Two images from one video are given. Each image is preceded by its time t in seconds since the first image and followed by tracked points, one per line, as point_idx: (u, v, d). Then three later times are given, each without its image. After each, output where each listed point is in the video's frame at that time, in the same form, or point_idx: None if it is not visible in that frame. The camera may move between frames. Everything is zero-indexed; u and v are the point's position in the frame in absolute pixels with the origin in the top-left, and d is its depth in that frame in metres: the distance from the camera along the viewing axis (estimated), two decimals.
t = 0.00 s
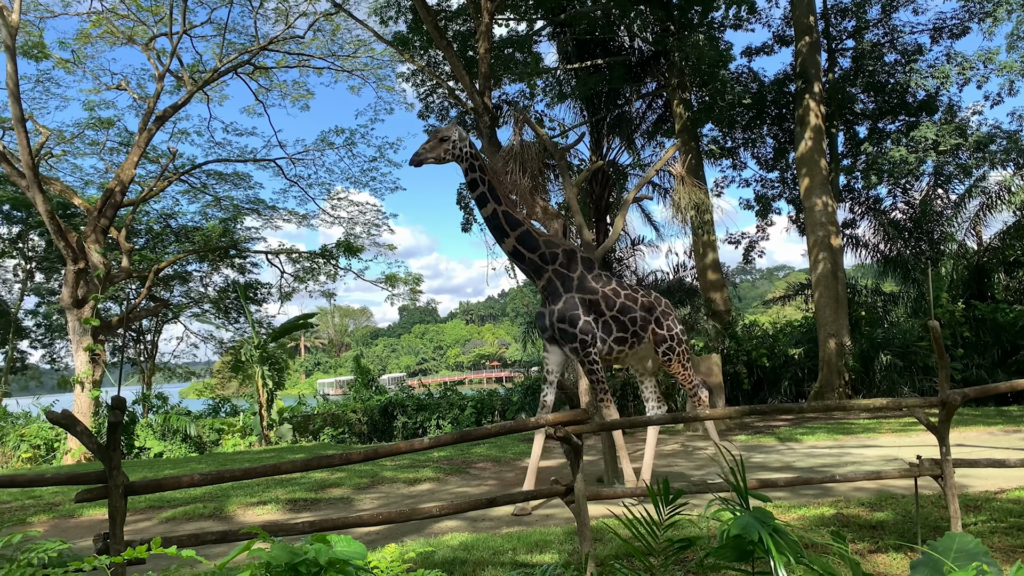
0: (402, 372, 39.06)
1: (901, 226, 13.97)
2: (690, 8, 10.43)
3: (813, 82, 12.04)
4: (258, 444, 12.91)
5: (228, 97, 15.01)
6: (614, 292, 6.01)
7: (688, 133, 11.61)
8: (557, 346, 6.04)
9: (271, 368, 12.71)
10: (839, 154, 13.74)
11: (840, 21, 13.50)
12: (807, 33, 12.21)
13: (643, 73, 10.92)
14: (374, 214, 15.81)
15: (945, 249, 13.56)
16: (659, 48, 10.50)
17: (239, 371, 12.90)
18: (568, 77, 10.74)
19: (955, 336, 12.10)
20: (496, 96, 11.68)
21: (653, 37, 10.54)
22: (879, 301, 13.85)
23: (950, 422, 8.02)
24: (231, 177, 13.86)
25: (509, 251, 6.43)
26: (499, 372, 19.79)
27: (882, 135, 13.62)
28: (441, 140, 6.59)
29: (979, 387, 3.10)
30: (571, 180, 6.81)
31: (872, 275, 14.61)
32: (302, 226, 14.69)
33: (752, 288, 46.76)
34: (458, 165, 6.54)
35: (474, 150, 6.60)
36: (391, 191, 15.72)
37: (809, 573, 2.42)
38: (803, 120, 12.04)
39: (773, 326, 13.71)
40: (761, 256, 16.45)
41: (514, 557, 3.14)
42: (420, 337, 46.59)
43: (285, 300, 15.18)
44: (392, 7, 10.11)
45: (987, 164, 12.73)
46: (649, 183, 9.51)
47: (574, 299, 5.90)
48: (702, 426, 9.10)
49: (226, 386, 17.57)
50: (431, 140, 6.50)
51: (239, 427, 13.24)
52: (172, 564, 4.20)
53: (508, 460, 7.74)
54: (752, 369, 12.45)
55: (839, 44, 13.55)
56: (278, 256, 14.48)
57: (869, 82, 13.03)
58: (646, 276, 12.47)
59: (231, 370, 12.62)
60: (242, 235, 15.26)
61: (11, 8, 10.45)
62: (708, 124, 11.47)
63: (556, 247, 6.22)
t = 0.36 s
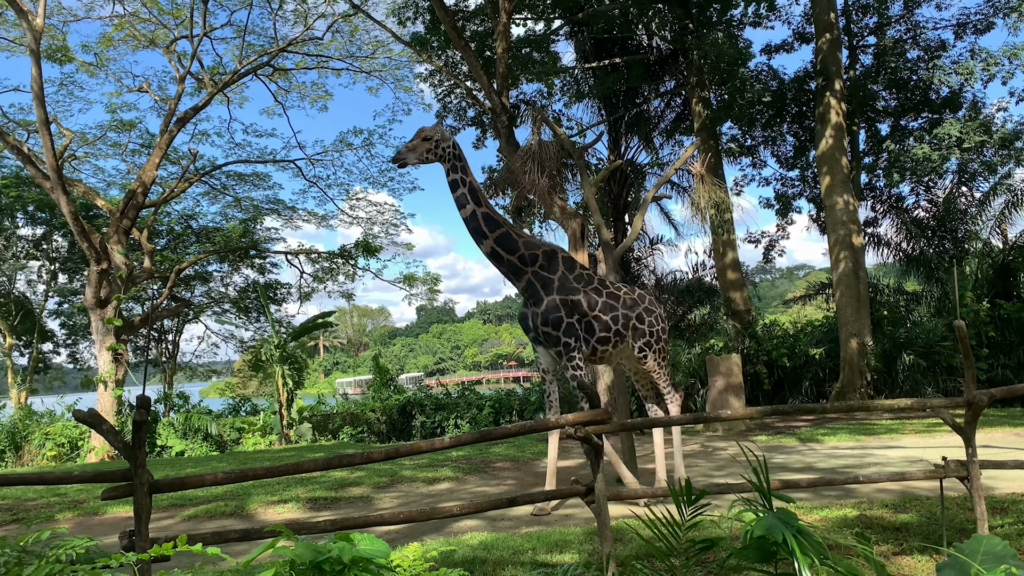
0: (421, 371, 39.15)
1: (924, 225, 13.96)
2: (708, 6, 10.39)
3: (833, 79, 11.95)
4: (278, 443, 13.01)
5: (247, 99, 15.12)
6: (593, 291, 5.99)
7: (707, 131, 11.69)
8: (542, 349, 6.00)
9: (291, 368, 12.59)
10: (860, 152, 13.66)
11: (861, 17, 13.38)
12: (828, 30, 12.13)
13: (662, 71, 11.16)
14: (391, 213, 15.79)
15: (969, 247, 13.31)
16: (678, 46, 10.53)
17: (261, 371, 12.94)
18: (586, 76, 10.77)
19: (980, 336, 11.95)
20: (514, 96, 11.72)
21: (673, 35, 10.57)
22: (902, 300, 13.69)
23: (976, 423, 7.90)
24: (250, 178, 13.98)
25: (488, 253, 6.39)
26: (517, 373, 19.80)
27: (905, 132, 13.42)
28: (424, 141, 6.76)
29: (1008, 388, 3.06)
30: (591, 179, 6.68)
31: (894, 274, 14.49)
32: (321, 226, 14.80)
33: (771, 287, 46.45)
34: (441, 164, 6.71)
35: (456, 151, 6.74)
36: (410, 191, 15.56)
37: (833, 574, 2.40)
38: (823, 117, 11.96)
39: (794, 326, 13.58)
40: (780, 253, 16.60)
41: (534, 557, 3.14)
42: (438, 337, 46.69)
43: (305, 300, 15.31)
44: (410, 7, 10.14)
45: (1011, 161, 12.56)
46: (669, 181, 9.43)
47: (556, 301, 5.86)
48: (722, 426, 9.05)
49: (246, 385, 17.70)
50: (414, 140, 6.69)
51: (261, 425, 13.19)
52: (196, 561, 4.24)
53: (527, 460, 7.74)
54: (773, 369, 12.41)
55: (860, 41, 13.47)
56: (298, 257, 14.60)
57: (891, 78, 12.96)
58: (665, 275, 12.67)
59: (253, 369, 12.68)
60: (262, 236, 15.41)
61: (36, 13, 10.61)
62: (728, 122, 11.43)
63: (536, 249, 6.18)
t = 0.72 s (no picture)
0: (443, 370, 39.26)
1: (952, 222, 13.65)
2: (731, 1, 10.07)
3: (858, 74, 11.93)
4: (302, 441, 13.11)
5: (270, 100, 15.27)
6: (593, 289, 5.82)
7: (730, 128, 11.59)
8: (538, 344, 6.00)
9: (314, 366, 12.82)
10: (886, 148, 13.52)
11: (887, 12, 13.24)
12: (852, 25, 12.06)
13: (684, 68, 11.08)
14: (412, 211, 15.45)
15: (998, 244, 13.09)
16: (700, 43, 10.39)
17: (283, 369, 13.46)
18: (607, 74, 10.78)
19: (1011, 334, 11.69)
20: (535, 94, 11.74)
21: (694, 32, 10.42)
22: (930, 299, 13.43)
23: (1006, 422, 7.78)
24: (273, 178, 14.10)
25: (486, 250, 6.41)
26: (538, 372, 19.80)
27: (932, 128, 13.35)
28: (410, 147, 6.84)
29: None
30: (613, 177, 6.70)
31: (921, 272, 14.28)
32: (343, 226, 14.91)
33: (795, 285, 46.01)
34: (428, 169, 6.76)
35: (440, 154, 6.74)
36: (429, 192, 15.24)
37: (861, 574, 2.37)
38: (847, 113, 11.97)
39: (819, 325, 13.48)
40: (806, 252, 16.56)
41: (557, 556, 3.14)
42: (460, 336, 46.77)
43: (328, 299, 15.46)
44: (430, 7, 10.17)
45: None
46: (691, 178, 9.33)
47: (550, 298, 5.83)
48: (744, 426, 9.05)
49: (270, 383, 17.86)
50: (398, 148, 6.79)
51: (283, 425, 13.50)
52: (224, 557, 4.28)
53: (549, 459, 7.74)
54: (798, 368, 12.23)
55: (886, 36, 13.38)
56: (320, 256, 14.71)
57: (917, 73, 12.82)
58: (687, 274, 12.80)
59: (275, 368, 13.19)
60: (285, 236, 15.56)
61: (64, 16, 10.77)
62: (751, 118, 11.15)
63: (534, 246, 6.11)
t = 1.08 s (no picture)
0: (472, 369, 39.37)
1: (990, 218, 13.49)
2: None
3: (893, 68, 11.82)
4: (333, 438, 13.21)
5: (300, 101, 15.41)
6: (589, 289, 5.76)
7: (761, 124, 11.57)
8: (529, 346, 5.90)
9: (344, 364, 13.00)
10: (921, 143, 13.33)
11: (922, 5, 13.09)
12: (886, 19, 11.96)
13: (714, 64, 10.98)
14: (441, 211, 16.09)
15: None
16: (729, 39, 10.30)
17: (315, 367, 13.56)
18: (636, 71, 10.69)
19: None
20: (563, 92, 11.73)
21: (724, 28, 10.31)
22: (967, 296, 13.12)
23: None
24: (303, 178, 14.25)
25: (481, 252, 6.45)
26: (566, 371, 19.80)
27: (969, 122, 13.16)
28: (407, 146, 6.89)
29: None
30: (642, 174, 6.65)
31: (958, 268, 14.09)
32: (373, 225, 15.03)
33: (827, 281, 45.33)
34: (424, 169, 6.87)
35: (438, 153, 6.89)
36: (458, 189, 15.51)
37: None
38: (881, 108, 11.85)
39: (853, 324, 13.30)
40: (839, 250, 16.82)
41: (588, 555, 3.13)
42: (487, 335, 46.87)
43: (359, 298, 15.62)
44: (458, 7, 10.20)
45: None
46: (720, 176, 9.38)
47: (543, 299, 5.74)
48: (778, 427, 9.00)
49: (300, 380, 18.02)
50: (396, 145, 6.85)
51: (314, 422, 13.47)
52: (259, 553, 4.33)
53: (579, 458, 7.73)
54: (830, 367, 11.98)
55: (920, 29, 13.17)
56: (350, 256, 14.84)
57: (954, 67, 12.64)
58: (718, 272, 12.73)
59: (308, 367, 13.33)
60: (315, 235, 15.74)
61: (99, 21, 10.97)
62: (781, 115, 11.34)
63: (530, 247, 6.13)
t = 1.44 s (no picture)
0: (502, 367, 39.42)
1: None
2: None
3: (931, 63, 11.68)
4: (365, 436, 13.33)
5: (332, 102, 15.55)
6: (578, 288, 5.87)
7: (795, 121, 11.52)
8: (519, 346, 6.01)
9: (376, 363, 12.82)
10: (961, 138, 13.09)
11: None
12: (925, 12, 11.79)
13: (747, 60, 10.71)
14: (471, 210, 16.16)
15: None
16: (763, 35, 10.07)
17: (347, 366, 13.28)
18: (667, 68, 10.52)
19: None
20: (594, 90, 11.72)
21: (757, 23, 10.08)
22: (1010, 295, 12.67)
23: None
24: (336, 179, 14.38)
25: (473, 252, 6.45)
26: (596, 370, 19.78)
27: (1010, 116, 12.90)
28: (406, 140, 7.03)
29: None
30: (676, 171, 6.59)
31: (1000, 265, 13.86)
32: (403, 224, 15.13)
33: (861, 279, 44.71)
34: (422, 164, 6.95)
35: (436, 149, 6.95)
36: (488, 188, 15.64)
37: None
38: (920, 103, 11.65)
39: (890, 322, 13.09)
40: (876, 247, 16.76)
41: (623, 554, 3.14)
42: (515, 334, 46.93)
43: (390, 297, 15.75)
44: (489, 6, 10.21)
45: None
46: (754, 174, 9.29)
47: (532, 298, 5.84)
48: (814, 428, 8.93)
49: (332, 378, 18.19)
50: (396, 140, 6.99)
51: (347, 420, 13.62)
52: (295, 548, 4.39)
53: (612, 458, 7.71)
54: (866, 366, 11.76)
55: (960, 21, 12.93)
56: (382, 254, 14.96)
57: (996, 60, 12.33)
58: (751, 269, 12.53)
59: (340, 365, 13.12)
60: (347, 235, 15.93)
61: (135, 25, 11.16)
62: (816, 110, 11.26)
63: (521, 249, 6.16)
